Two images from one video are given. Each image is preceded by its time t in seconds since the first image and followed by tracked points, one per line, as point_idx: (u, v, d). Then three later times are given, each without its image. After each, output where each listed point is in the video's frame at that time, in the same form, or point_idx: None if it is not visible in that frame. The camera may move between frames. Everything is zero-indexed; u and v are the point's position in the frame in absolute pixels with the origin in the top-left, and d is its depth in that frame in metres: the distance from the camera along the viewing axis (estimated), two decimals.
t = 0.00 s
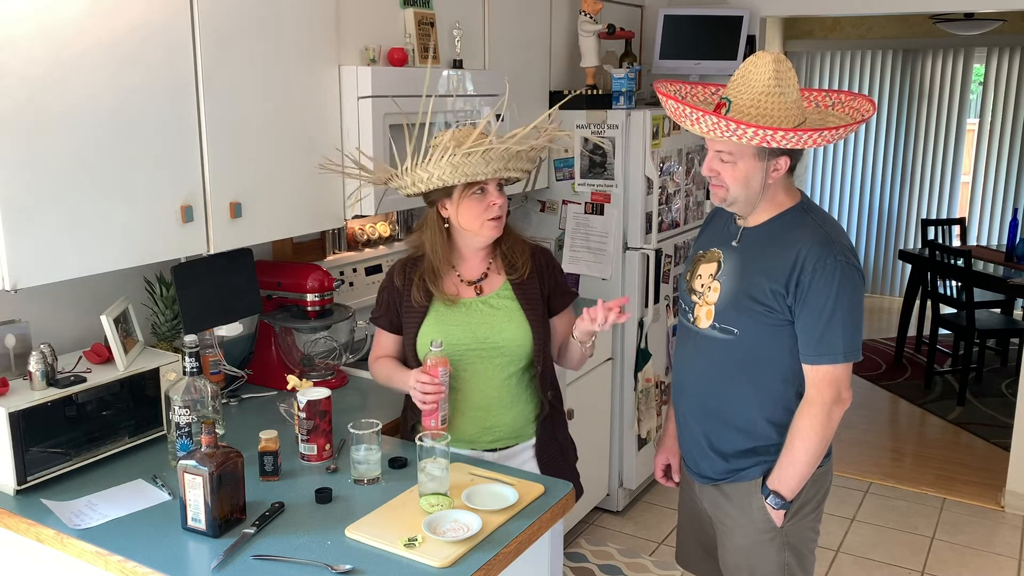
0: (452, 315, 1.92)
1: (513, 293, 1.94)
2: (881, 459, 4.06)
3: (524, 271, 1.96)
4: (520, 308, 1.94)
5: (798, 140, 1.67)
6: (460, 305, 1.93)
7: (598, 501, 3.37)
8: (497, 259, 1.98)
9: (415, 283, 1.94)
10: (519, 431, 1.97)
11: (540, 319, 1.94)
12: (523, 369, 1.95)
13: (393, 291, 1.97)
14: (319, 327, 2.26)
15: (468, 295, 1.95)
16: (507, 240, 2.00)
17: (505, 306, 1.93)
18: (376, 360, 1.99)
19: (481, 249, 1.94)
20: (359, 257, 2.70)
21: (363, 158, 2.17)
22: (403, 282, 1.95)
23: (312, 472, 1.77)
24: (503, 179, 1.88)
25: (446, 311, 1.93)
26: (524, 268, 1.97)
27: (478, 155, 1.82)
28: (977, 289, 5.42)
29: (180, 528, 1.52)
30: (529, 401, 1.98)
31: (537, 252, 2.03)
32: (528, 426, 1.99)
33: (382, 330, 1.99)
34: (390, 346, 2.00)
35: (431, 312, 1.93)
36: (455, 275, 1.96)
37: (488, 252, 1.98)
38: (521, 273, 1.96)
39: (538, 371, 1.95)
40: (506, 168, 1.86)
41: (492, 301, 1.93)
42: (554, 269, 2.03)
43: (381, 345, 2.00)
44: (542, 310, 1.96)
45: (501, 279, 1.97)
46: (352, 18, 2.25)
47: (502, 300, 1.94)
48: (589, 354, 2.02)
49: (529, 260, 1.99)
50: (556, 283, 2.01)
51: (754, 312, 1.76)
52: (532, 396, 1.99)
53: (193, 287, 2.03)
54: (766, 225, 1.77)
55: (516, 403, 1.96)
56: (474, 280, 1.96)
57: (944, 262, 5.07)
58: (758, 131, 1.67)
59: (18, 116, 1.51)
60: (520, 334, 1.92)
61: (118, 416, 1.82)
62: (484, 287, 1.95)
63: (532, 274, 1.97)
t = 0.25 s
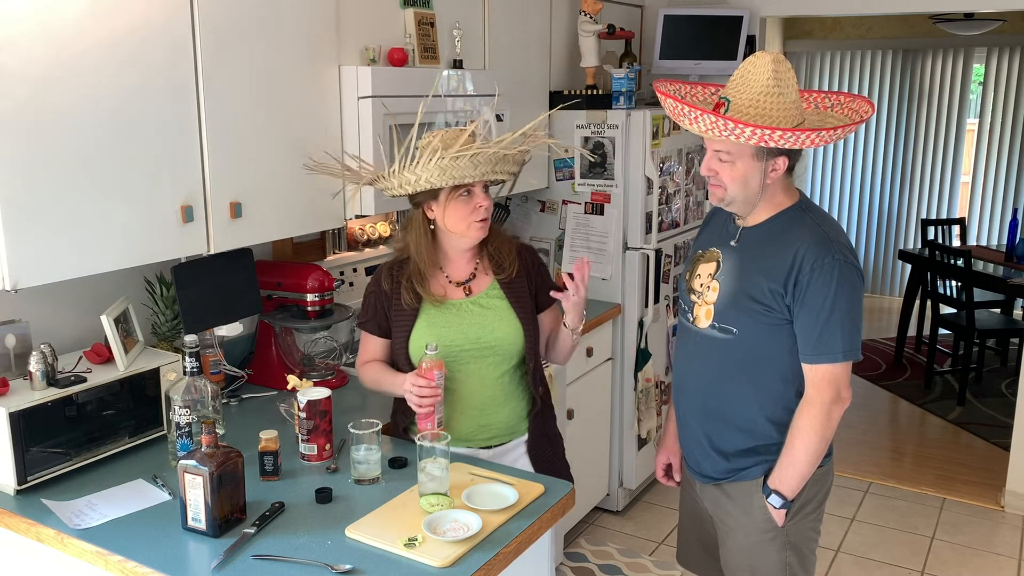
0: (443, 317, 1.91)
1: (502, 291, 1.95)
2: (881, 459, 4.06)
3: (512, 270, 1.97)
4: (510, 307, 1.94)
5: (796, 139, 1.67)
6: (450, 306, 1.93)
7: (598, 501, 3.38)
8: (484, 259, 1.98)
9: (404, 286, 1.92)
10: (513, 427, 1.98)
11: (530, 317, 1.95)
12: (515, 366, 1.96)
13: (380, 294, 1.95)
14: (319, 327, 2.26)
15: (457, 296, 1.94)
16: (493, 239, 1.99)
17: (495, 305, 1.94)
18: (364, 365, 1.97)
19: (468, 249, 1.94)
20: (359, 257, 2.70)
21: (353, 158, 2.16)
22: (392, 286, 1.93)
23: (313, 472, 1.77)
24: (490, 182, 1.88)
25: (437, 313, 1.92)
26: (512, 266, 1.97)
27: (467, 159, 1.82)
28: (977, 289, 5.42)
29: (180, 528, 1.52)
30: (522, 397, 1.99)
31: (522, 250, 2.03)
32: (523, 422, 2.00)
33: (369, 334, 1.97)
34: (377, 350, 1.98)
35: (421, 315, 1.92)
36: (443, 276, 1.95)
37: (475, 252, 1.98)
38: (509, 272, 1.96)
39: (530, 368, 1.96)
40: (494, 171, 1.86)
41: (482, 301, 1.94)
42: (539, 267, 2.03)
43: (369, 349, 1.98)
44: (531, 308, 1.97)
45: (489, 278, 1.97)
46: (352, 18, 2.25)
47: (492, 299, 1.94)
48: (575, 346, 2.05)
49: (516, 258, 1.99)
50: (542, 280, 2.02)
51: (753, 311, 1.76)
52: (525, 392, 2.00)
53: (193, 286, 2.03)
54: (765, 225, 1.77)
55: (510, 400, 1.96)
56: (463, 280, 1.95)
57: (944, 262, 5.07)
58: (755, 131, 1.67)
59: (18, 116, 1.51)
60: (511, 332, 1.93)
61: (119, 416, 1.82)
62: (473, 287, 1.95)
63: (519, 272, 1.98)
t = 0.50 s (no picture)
0: (435, 317, 1.91)
1: (493, 291, 1.95)
2: (881, 459, 4.06)
3: (502, 270, 1.97)
4: (501, 307, 1.94)
5: (793, 139, 1.67)
6: (442, 307, 1.93)
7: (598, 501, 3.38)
8: (474, 260, 1.98)
9: (394, 287, 1.92)
10: (507, 426, 1.98)
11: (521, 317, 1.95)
12: (507, 366, 1.96)
13: (371, 296, 1.95)
14: (319, 327, 2.26)
15: (447, 297, 1.95)
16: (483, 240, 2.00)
17: (486, 305, 1.94)
18: (356, 366, 1.96)
19: (457, 252, 1.94)
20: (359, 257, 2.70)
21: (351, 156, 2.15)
22: (382, 287, 1.94)
23: (312, 472, 1.77)
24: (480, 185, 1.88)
25: (428, 313, 1.92)
26: (502, 267, 1.97)
27: (458, 164, 1.81)
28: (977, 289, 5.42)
29: (180, 528, 1.52)
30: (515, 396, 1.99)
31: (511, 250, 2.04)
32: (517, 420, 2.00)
33: (361, 336, 1.97)
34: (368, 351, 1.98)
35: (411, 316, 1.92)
36: (433, 277, 1.96)
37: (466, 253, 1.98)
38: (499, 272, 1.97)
39: (523, 367, 1.96)
40: (484, 174, 1.85)
41: (473, 301, 1.94)
42: (528, 267, 2.04)
43: (361, 350, 1.98)
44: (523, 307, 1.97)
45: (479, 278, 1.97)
46: (352, 18, 2.25)
47: (482, 299, 1.94)
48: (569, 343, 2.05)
49: (506, 258, 2.00)
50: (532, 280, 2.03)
51: (753, 311, 1.76)
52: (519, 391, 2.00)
53: (193, 286, 2.03)
54: (764, 225, 1.77)
55: (502, 399, 1.97)
56: (453, 281, 1.95)
57: (944, 262, 5.07)
58: (753, 131, 1.67)
59: (19, 115, 1.51)
60: (503, 332, 1.93)
61: (119, 416, 1.82)
62: (463, 287, 1.96)
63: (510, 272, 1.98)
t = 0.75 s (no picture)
0: (436, 315, 1.91)
1: (494, 290, 1.95)
2: (881, 459, 4.06)
3: (503, 270, 1.97)
4: (501, 305, 1.95)
5: (793, 138, 1.67)
6: (442, 305, 1.93)
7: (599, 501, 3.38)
8: (476, 261, 1.98)
9: (395, 285, 1.92)
10: (506, 425, 1.97)
11: (522, 316, 1.95)
12: (507, 365, 1.96)
13: (372, 295, 1.95)
14: (319, 327, 2.26)
15: (447, 296, 1.94)
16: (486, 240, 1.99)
17: (487, 304, 1.94)
18: (358, 364, 1.97)
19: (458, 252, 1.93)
20: (359, 257, 2.69)
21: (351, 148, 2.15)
22: (383, 285, 1.93)
23: (312, 472, 1.77)
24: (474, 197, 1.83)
25: (428, 312, 1.92)
26: (503, 266, 1.97)
27: (445, 178, 1.78)
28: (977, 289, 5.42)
29: (180, 528, 1.52)
30: (515, 395, 1.99)
31: (513, 250, 2.04)
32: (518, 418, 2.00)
33: (363, 334, 1.97)
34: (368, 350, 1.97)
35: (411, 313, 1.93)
36: (434, 276, 1.96)
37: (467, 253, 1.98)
38: (500, 272, 1.96)
39: (522, 366, 1.96)
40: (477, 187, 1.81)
41: (474, 300, 1.94)
42: (530, 267, 2.04)
43: (362, 349, 1.98)
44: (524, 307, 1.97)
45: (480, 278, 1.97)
46: (352, 18, 2.25)
47: (483, 299, 1.94)
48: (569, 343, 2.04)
49: (507, 258, 1.99)
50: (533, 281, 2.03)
51: (752, 310, 1.76)
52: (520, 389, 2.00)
53: (193, 286, 2.03)
54: (763, 224, 1.77)
55: (502, 398, 1.96)
56: (454, 281, 1.95)
57: (944, 262, 5.07)
58: (753, 129, 1.67)
59: (19, 115, 1.51)
60: (503, 330, 1.93)
61: (119, 416, 1.82)
62: (464, 287, 1.95)
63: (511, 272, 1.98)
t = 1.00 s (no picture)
0: (442, 314, 1.92)
1: (502, 294, 1.94)
2: (881, 459, 4.06)
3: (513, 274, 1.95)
4: (508, 308, 1.93)
5: (794, 138, 1.67)
6: (449, 304, 1.93)
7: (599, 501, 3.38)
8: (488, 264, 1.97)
9: (404, 281, 1.93)
10: (508, 428, 1.96)
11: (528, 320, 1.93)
12: (511, 368, 1.94)
13: (382, 290, 1.96)
14: (319, 328, 2.26)
15: (454, 296, 1.94)
16: (499, 242, 1.98)
17: (493, 307, 1.93)
18: (368, 359, 1.98)
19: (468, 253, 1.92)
20: (359, 257, 2.69)
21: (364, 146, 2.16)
22: (394, 280, 1.95)
23: (312, 472, 1.77)
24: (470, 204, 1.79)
25: (435, 310, 1.92)
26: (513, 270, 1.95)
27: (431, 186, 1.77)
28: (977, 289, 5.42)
29: (180, 528, 1.52)
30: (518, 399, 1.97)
31: (526, 253, 2.02)
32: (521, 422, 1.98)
33: (374, 329, 1.99)
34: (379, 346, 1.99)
35: (420, 310, 1.93)
36: (443, 274, 1.96)
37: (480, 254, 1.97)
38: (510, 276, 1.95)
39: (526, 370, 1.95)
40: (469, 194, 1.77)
41: (481, 302, 1.93)
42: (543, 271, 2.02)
43: (372, 343, 1.99)
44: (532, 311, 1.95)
45: (490, 280, 1.96)
46: (352, 19, 2.25)
47: (491, 301, 1.93)
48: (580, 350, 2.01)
49: (519, 261, 1.98)
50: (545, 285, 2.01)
51: (752, 310, 1.77)
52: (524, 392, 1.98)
53: (193, 286, 2.03)
54: (762, 224, 1.77)
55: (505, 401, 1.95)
56: (463, 281, 1.95)
57: (944, 262, 5.07)
58: (753, 130, 1.67)
59: (19, 115, 1.51)
60: (508, 333, 1.92)
61: (119, 416, 1.82)
62: (473, 288, 1.95)
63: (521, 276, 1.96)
